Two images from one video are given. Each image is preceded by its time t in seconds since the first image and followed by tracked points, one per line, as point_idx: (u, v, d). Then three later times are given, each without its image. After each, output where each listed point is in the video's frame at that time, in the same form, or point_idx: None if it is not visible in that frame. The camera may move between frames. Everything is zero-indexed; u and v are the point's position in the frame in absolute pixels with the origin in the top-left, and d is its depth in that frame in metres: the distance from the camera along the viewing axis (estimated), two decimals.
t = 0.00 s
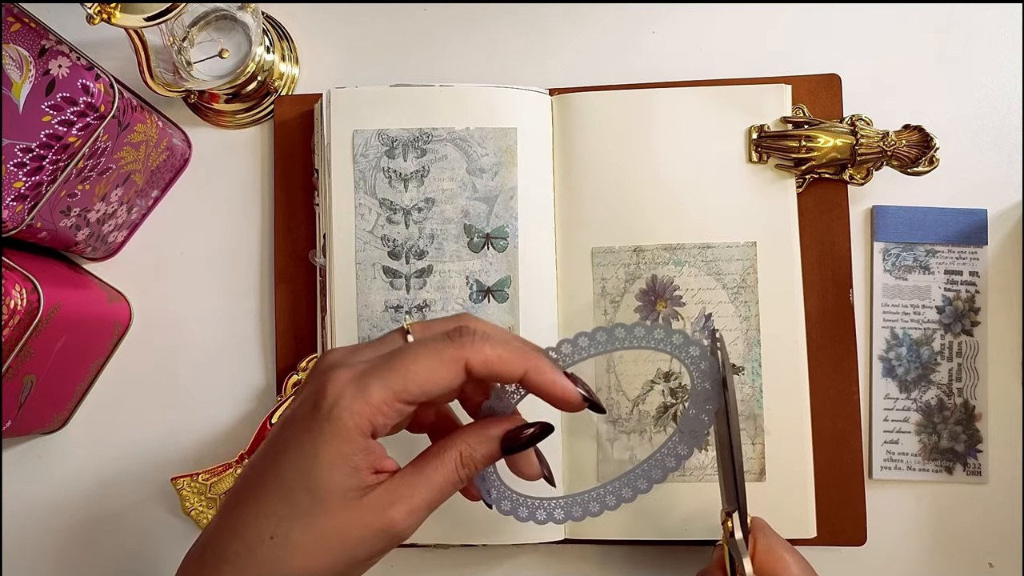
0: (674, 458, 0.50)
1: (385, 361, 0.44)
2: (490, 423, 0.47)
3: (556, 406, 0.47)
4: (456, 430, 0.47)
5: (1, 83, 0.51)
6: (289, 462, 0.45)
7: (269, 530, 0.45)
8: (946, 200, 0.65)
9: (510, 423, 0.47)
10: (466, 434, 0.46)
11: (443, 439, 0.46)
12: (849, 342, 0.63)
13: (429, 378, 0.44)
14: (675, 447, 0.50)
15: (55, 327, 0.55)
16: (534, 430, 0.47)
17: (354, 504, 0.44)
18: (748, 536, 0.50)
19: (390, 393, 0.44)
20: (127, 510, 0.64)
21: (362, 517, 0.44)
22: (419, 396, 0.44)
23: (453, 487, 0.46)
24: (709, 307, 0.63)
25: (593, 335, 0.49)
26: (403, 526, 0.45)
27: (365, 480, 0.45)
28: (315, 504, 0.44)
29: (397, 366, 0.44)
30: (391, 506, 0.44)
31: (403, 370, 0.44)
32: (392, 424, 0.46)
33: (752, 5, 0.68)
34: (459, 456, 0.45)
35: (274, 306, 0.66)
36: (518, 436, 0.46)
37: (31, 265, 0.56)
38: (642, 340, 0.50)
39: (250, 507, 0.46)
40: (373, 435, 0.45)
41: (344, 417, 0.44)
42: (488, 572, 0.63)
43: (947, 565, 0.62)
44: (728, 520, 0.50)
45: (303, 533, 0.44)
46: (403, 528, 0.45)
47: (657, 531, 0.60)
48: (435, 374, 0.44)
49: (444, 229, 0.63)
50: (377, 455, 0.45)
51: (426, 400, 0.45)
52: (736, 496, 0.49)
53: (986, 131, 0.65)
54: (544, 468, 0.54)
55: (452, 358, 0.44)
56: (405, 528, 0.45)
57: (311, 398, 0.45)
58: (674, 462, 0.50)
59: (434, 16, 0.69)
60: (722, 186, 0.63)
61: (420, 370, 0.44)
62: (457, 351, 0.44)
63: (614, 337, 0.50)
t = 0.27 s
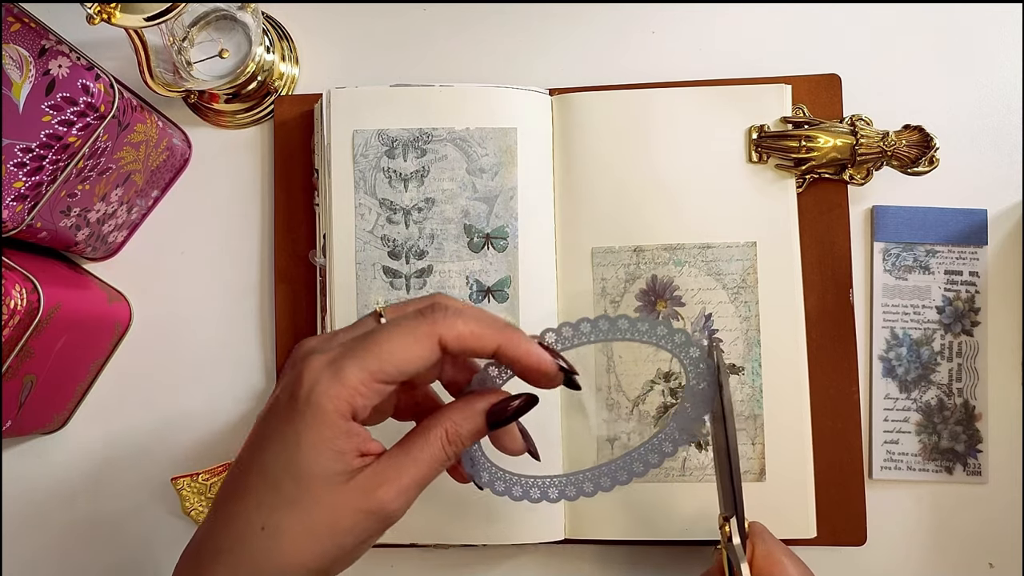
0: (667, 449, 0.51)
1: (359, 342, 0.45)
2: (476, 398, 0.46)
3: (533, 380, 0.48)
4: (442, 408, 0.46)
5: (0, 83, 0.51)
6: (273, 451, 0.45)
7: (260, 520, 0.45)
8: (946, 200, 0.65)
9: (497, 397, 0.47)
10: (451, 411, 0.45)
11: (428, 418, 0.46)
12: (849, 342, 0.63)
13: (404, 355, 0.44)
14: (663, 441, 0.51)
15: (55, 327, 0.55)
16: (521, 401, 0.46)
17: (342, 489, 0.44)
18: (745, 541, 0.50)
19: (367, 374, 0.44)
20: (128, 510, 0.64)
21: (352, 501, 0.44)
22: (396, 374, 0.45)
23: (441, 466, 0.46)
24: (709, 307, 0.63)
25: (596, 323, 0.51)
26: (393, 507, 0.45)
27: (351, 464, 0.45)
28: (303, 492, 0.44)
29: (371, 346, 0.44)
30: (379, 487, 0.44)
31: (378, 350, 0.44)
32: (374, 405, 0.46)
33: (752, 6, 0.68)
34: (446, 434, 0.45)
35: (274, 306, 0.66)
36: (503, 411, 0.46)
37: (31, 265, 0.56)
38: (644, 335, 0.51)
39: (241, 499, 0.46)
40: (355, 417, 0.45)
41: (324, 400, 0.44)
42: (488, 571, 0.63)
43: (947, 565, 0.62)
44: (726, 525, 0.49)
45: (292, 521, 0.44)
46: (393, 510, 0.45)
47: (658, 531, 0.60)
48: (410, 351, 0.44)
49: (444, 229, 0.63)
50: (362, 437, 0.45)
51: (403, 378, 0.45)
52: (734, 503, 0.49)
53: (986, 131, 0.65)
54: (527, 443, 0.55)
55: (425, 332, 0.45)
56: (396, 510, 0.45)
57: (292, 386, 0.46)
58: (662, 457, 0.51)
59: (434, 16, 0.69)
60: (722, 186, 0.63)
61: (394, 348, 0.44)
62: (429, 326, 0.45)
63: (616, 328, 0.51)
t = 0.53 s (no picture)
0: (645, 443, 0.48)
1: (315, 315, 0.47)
2: (453, 365, 0.46)
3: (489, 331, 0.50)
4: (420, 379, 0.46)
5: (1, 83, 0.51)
6: (247, 440, 0.46)
7: (246, 510, 0.45)
8: (946, 201, 0.65)
9: (475, 361, 0.46)
10: (430, 380, 0.45)
11: (407, 389, 0.45)
12: (849, 342, 0.63)
13: (363, 320, 0.47)
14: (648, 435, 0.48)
15: (55, 327, 0.55)
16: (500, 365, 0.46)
17: (321, 468, 0.44)
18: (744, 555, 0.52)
19: (327, 347, 0.46)
20: (128, 510, 0.64)
21: (335, 480, 0.44)
22: (354, 341, 0.47)
23: (424, 436, 0.45)
24: (709, 307, 0.63)
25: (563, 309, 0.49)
26: (378, 481, 0.44)
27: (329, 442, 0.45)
28: (282, 477, 0.44)
29: (327, 319, 0.47)
30: (361, 463, 0.44)
31: (334, 322, 0.46)
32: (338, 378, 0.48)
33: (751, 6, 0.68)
34: (425, 403, 0.45)
35: (274, 306, 0.66)
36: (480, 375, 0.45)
37: (30, 265, 0.56)
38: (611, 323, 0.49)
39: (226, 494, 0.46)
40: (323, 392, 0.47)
41: (290, 381, 0.45)
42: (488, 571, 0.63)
43: (947, 565, 0.62)
44: (723, 538, 0.51)
45: (275, 505, 0.45)
46: (379, 483, 0.45)
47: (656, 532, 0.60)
48: (368, 318, 0.47)
49: (444, 229, 0.63)
50: (333, 414, 0.46)
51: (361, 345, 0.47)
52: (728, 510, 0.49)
53: (986, 131, 0.65)
54: (505, 406, 0.55)
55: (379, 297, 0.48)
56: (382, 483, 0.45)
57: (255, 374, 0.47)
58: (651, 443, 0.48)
59: (434, 16, 0.69)
60: (722, 186, 0.63)
61: (350, 315, 0.47)
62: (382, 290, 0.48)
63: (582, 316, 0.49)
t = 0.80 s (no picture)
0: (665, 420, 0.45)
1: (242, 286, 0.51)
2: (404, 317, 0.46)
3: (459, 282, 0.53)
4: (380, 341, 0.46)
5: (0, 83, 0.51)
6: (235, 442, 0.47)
7: (257, 513, 0.46)
8: (946, 201, 0.65)
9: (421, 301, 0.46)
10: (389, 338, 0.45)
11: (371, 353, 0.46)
12: (849, 342, 0.63)
13: (285, 279, 0.51)
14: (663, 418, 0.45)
15: (55, 327, 0.55)
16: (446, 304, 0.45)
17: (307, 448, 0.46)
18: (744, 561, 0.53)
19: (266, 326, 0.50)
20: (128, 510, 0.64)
21: (320, 457, 0.45)
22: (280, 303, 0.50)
23: (398, 392, 0.45)
24: (709, 307, 0.63)
25: (557, 274, 0.49)
26: (363, 447, 0.45)
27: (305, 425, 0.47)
28: (273, 471, 0.46)
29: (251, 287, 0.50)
30: (340, 434, 0.45)
31: (255, 287, 0.50)
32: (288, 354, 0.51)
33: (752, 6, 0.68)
34: (386, 360, 0.44)
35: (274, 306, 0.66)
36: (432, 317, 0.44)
37: (30, 265, 0.56)
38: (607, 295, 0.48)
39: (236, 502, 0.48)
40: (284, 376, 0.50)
41: (245, 373, 0.48)
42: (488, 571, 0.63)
43: (948, 565, 0.62)
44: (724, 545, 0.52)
45: (281, 497, 0.46)
46: (365, 450, 0.45)
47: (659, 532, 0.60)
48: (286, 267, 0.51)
49: (444, 230, 0.63)
50: (298, 393, 0.49)
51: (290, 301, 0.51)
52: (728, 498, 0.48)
53: (986, 131, 0.65)
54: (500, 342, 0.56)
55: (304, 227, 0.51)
56: (369, 450, 0.45)
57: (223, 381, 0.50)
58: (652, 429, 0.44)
59: (434, 17, 0.69)
60: (722, 186, 0.63)
61: (279, 266, 0.50)
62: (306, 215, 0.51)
63: (577, 284, 0.49)
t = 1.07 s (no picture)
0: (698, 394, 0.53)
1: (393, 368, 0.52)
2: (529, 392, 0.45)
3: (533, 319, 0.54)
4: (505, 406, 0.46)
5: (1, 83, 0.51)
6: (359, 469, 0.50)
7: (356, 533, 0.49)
8: (946, 201, 0.65)
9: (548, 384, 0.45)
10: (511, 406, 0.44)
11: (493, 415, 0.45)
12: (849, 342, 0.63)
13: (439, 363, 0.50)
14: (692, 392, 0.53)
15: (56, 327, 0.55)
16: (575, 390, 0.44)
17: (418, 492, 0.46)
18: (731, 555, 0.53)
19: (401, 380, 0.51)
20: (128, 510, 0.64)
21: (417, 498, 0.46)
22: (422, 374, 0.50)
23: (511, 463, 0.44)
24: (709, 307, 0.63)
25: (557, 246, 0.52)
26: (454, 498, 0.45)
27: (417, 460, 0.48)
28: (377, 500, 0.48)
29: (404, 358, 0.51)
30: (438, 483, 0.45)
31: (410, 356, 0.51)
32: (423, 411, 0.51)
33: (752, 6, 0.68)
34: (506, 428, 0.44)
35: (274, 306, 0.66)
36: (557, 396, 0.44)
37: (30, 265, 0.56)
38: (614, 271, 0.52)
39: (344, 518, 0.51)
40: (405, 420, 0.50)
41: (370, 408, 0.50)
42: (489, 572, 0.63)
43: (948, 565, 0.62)
44: (713, 537, 0.53)
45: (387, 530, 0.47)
46: (458, 502, 0.45)
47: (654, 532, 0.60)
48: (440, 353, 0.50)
49: (444, 229, 0.63)
50: (415, 436, 0.49)
51: (433, 380, 0.51)
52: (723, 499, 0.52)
53: (986, 131, 0.65)
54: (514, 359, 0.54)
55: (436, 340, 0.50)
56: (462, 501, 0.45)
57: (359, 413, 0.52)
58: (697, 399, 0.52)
59: (434, 17, 0.69)
60: (722, 186, 0.63)
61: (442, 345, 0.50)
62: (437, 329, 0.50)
63: (573, 255, 0.52)
